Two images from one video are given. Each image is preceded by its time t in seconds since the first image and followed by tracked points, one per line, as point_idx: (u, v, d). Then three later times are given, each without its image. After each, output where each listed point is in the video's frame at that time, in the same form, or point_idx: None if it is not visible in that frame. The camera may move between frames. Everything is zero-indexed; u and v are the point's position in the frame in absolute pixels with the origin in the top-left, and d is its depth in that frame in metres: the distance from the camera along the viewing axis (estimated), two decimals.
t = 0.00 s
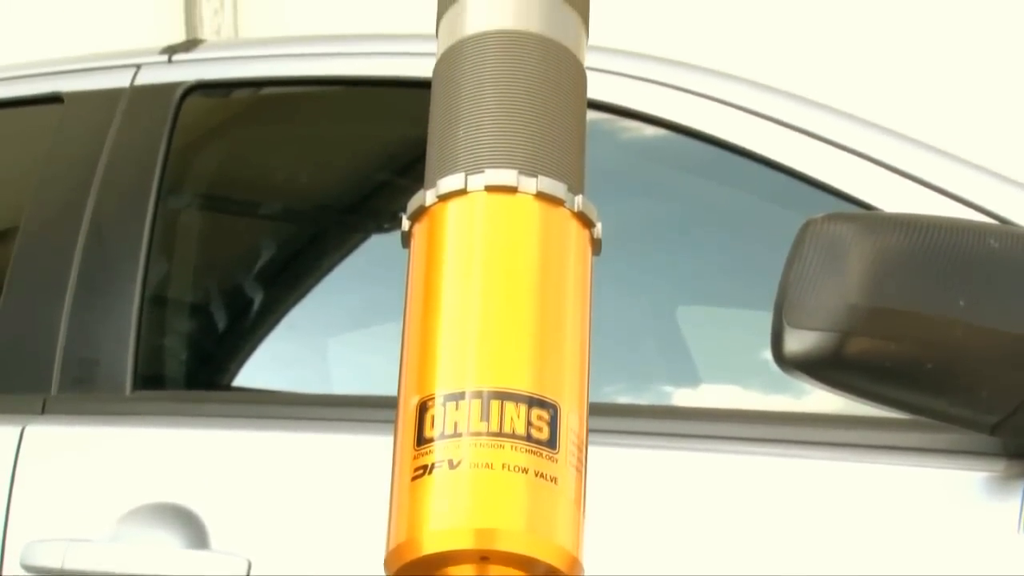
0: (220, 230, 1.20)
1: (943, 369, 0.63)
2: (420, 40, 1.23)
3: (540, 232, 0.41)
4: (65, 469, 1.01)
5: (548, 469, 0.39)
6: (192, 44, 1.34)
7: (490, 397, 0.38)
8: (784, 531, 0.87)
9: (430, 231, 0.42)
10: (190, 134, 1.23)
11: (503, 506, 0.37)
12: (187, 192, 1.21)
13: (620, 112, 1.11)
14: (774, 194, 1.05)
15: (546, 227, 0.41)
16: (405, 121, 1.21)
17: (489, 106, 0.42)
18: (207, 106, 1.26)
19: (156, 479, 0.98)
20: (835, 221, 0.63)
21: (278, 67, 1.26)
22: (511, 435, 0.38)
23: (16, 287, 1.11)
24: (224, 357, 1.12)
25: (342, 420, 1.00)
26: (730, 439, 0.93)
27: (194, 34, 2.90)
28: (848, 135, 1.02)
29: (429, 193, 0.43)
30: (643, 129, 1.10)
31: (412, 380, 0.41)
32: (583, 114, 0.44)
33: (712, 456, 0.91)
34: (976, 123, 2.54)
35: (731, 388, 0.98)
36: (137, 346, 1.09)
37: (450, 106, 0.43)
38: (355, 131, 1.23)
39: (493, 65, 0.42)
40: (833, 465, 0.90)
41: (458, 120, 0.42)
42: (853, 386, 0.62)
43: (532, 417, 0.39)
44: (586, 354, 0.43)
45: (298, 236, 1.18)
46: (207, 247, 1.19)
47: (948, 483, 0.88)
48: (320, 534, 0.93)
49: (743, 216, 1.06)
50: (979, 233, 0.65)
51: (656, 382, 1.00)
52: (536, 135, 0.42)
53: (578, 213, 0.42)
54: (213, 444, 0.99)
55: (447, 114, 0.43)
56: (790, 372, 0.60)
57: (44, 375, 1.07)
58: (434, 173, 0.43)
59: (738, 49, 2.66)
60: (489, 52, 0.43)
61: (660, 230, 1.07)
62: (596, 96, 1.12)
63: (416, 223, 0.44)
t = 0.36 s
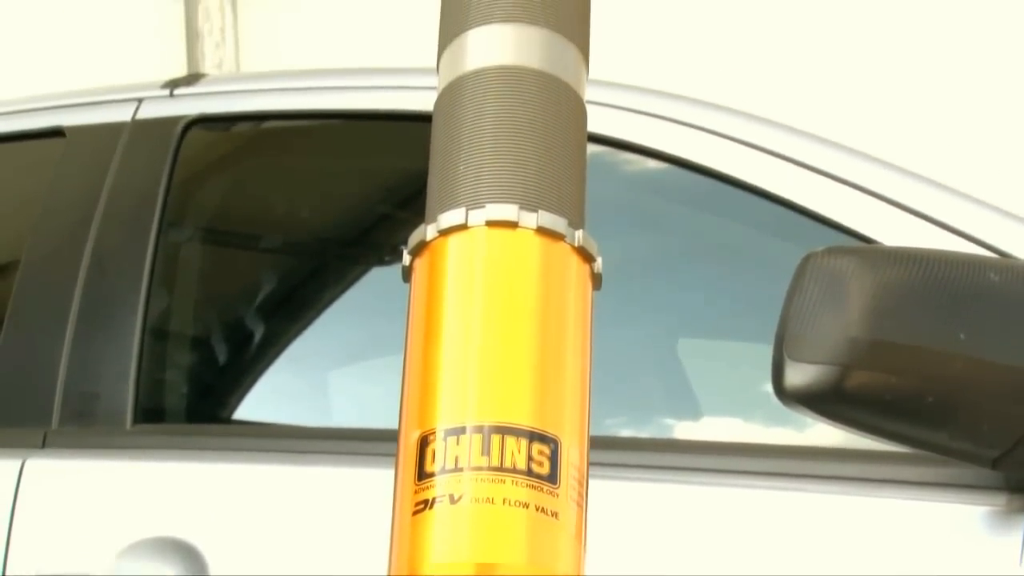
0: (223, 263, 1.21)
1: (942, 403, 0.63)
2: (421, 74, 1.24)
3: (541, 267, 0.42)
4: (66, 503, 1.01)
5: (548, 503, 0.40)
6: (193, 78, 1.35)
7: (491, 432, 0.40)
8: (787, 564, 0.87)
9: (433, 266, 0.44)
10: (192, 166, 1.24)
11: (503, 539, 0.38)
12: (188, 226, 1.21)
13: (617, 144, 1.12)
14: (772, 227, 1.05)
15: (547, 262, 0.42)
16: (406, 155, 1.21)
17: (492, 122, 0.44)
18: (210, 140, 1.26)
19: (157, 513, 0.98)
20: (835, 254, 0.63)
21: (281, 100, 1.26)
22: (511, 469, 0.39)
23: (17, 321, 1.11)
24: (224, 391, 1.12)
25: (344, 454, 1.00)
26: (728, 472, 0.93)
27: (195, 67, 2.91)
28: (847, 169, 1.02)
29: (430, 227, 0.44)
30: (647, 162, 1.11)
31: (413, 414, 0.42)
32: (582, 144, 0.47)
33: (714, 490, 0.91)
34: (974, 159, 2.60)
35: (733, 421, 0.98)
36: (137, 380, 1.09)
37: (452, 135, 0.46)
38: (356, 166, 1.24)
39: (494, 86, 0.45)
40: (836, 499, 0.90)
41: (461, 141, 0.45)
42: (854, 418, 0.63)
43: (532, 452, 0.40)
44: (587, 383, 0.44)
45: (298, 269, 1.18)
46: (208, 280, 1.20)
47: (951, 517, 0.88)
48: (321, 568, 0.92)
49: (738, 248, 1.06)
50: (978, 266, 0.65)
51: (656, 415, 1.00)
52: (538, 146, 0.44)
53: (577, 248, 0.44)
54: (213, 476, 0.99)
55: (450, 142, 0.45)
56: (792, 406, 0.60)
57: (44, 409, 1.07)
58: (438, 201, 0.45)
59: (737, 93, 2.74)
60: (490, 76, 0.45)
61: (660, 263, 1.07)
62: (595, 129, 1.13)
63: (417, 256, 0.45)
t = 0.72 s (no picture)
0: (223, 295, 1.20)
1: (943, 440, 0.63)
2: (423, 109, 1.24)
3: (540, 301, 0.43)
4: (65, 536, 1.00)
5: (548, 538, 0.40)
6: (195, 111, 1.35)
7: (491, 466, 0.40)
8: None
9: (433, 300, 0.44)
10: (193, 200, 1.24)
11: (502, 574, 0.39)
12: (189, 258, 1.21)
13: (615, 177, 1.12)
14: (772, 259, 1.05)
15: (546, 297, 0.43)
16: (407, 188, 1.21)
17: (494, 124, 0.45)
18: (210, 173, 1.26)
19: (156, 547, 0.98)
20: (835, 287, 0.63)
21: (282, 134, 1.27)
22: (512, 504, 0.40)
23: (18, 353, 1.11)
24: (223, 424, 1.11)
25: (343, 487, 1.00)
26: (728, 505, 0.93)
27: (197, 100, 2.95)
28: (847, 203, 1.03)
29: (431, 261, 0.45)
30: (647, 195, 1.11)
31: (413, 448, 0.42)
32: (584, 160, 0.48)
33: (715, 522, 0.91)
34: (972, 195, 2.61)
35: (737, 454, 0.98)
36: (137, 413, 1.09)
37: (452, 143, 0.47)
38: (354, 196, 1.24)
39: (495, 97, 0.46)
40: (836, 532, 0.90)
41: (463, 147, 0.46)
42: (855, 451, 0.63)
43: (532, 486, 0.40)
44: (587, 415, 0.44)
45: (297, 302, 1.18)
46: (209, 312, 1.19)
47: (953, 550, 0.87)
48: None
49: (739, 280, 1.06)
50: (978, 300, 0.65)
51: (660, 447, 1.00)
52: (539, 154, 0.45)
53: (579, 281, 0.44)
54: (213, 509, 0.99)
55: (451, 148, 0.46)
56: (792, 438, 0.61)
57: (44, 443, 1.07)
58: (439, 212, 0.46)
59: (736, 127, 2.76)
60: (492, 87, 0.46)
61: (660, 297, 1.07)
62: (595, 163, 1.13)
63: (418, 290, 0.46)
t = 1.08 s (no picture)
0: (224, 327, 1.21)
1: (947, 473, 0.63)
2: (424, 142, 1.25)
3: (540, 335, 0.43)
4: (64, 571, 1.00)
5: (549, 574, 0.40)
6: (196, 145, 1.36)
7: (492, 501, 0.40)
8: None
9: (434, 335, 0.44)
10: (193, 234, 1.24)
11: None
12: (190, 292, 1.22)
13: (616, 211, 1.13)
14: (771, 292, 1.05)
15: (547, 333, 0.43)
16: (407, 220, 1.21)
17: (497, 148, 0.46)
18: (211, 208, 1.27)
19: None
20: (836, 322, 0.63)
21: (285, 168, 1.27)
22: (512, 539, 0.40)
23: (19, 388, 1.11)
24: (224, 459, 1.12)
25: (342, 521, 0.99)
26: (729, 540, 0.93)
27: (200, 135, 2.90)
28: (848, 237, 1.03)
29: (432, 297, 0.45)
30: (648, 230, 1.11)
31: (414, 485, 0.43)
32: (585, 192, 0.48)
33: (716, 557, 0.91)
34: (972, 229, 2.62)
35: (739, 487, 0.97)
36: (137, 446, 1.09)
37: (455, 170, 0.47)
38: (355, 231, 1.24)
39: (497, 132, 0.47)
40: (837, 567, 0.89)
41: (465, 179, 0.46)
42: (855, 485, 0.62)
43: (533, 522, 0.40)
44: (589, 448, 0.44)
45: (298, 336, 1.18)
46: (208, 346, 1.19)
47: None
48: None
49: (738, 312, 1.06)
50: (979, 334, 0.65)
51: (661, 482, 1.00)
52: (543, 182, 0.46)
53: (578, 316, 0.44)
54: (213, 544, 0.99)
55: (454, 174, 0.47)
56: (794, 473, 0.61)
57: (44, 477, 1.06)
58: (440, 237, 0.46)
59: (736, 163, 2.77)
60: (494, 114, 0.47)
61: (660, 331, 1.07)
62: (596, 197, 1.14)
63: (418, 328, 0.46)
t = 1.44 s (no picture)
0: (225, 360, 1.21)
1: (947, 508, 0.63)
2: (426, 176, 1.25)
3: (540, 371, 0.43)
4: None
5: None
6: (198, 179, 1.36)
7: (493, 537, 0.41)
8: None
9: (434, 371, 0.45)
10: (194, 268, 1.25)
11: None
12: (191, 326, 1.22)
13: (616, 245, 1.13)
14: (773, 325, 1.05)
15: (548, 369, 0.44)
16: (408, 255, 1.22)
17: (497, 185, 0.47)
18: (211, 242, 1.27)
19: None
20: (835, 356, 0.63)
21: (287, 203, 1.27)
22: None
23: (20, 423, 1.11)
24: (224, 494, 1.11)
25: (341, 555, 0.99)
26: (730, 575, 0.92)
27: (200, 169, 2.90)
28: (848, 271, 1.03)
29: (432, 333, 0.46)
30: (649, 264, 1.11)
31: (414, 520, 0.43)
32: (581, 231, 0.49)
33: None
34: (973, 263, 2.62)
35: (740, 522, 0.97)
36: (137, 482, 1.09)
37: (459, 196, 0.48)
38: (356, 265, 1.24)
39: (498, 168, 0.47)
40: None
41: (467, 218, 0.47)
42: (857, 521, 0.62)
43: (533, 557, 0.41)
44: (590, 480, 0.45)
45: (298, 370, 1.17)
46: (210, 380, 1.19)
47: None
48: None
49: (740, 344, 1.06)
50: (980, 369, 0.65)
51: (664, 515, 0.99)
52: (542, 216, 0.46)
53: (579, 351, 0.45)
54: None
55: (456, 201, 0.48)
56: (796, 508, 0.61)
57: (45, 513, 1.06)
58: (439, 263, 0.47)
59: (737, 197, 2.78)
60: (495, 151, 0.48)
61: (661, 365, 1.07)
62: (596, 232, 1.14)
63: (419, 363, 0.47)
